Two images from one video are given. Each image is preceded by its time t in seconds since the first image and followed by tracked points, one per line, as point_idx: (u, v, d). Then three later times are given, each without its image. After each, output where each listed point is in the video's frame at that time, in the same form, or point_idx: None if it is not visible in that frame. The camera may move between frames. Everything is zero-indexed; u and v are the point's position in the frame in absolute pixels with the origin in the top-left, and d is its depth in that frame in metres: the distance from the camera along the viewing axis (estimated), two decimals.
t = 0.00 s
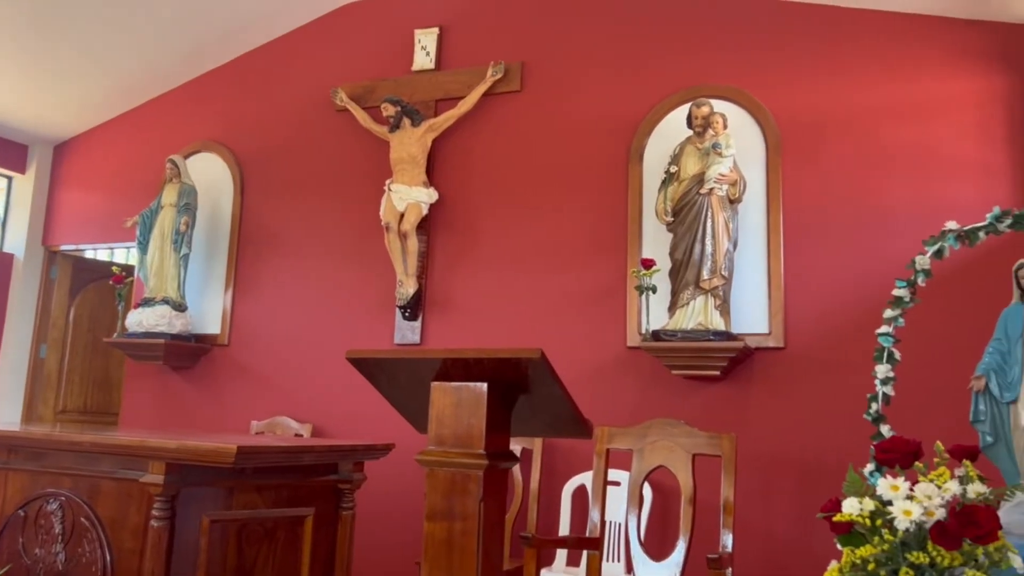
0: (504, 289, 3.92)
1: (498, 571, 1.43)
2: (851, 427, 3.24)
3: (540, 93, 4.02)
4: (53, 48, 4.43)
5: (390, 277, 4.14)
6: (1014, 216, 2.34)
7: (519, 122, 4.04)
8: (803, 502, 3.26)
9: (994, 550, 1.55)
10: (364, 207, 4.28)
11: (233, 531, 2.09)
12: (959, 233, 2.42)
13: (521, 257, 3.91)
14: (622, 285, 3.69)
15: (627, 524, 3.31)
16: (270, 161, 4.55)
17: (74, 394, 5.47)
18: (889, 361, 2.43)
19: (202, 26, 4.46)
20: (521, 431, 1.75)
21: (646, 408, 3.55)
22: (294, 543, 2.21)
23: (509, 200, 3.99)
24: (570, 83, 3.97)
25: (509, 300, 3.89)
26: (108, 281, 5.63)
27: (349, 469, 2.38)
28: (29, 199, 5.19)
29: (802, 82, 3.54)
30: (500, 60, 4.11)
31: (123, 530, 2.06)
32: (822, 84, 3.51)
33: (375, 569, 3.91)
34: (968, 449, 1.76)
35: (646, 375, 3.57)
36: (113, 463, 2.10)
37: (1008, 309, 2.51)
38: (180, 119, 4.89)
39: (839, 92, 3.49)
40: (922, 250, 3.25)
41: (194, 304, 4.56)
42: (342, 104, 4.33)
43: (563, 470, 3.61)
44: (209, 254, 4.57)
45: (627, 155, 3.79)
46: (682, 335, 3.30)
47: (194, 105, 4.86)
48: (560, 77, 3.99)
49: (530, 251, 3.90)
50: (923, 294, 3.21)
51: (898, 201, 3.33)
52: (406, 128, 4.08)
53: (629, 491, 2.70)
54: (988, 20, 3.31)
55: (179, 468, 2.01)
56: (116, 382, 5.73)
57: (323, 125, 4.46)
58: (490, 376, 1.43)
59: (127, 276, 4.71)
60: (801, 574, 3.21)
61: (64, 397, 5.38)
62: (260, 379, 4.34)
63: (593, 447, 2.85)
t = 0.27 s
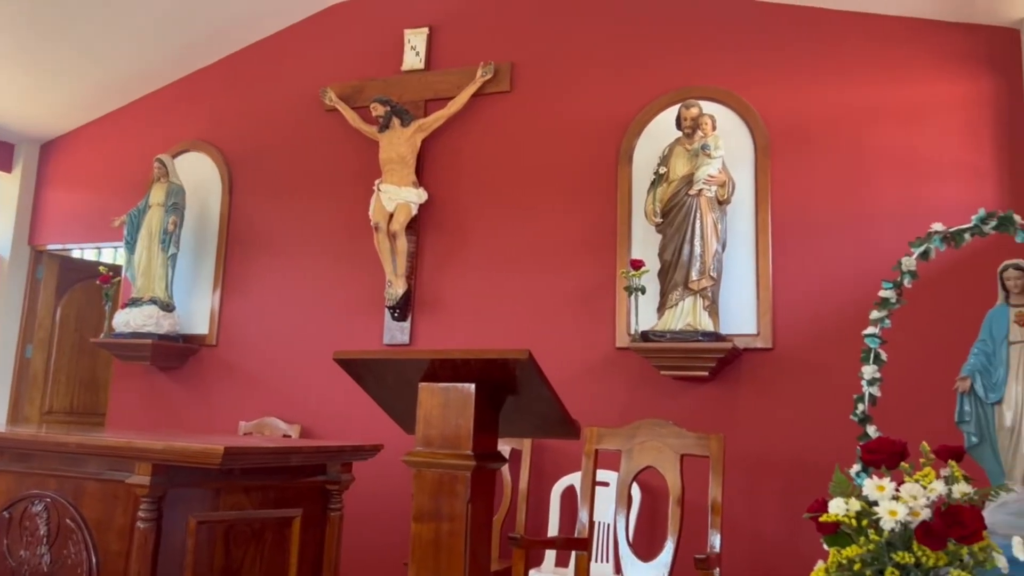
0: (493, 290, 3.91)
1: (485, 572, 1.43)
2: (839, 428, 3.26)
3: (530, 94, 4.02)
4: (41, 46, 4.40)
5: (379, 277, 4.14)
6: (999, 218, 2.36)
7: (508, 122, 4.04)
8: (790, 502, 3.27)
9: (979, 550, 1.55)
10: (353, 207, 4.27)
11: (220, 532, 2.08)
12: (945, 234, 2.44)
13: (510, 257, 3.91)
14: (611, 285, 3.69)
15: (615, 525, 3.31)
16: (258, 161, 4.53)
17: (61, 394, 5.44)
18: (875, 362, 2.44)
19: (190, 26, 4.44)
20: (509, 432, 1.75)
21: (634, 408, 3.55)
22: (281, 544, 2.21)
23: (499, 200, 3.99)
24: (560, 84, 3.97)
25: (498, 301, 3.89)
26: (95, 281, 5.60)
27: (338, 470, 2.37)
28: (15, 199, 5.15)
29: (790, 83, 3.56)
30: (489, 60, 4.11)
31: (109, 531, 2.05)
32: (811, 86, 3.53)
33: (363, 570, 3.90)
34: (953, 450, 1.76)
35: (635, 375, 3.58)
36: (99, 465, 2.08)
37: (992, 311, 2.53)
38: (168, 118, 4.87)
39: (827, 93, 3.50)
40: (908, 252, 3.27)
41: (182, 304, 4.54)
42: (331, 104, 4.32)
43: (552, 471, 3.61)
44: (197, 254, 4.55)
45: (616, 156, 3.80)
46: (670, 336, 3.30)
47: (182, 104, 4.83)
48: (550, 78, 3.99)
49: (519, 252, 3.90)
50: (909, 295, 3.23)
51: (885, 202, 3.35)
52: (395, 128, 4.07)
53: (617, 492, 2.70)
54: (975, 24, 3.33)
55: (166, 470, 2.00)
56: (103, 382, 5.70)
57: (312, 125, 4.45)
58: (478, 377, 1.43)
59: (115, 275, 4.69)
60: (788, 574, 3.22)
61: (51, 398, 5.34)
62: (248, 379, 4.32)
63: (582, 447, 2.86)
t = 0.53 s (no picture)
0: (483, 290, 3.91)
1: (473, 573, 1.43)
2: (826, 429, 3.27)
3: (520, 94, 4.02)
4: (28, 44, 4.37)
5: (368, 278, 4.13)
6: (984, 220, 2.37)
7: (498, 123, 4.04)
8: (778, 503, 3.28)
9: (964, 550, 1.56)
10: (343, 207, 4.26)
11: (207, 533, 2.08)
12: (931, 236, 2.46)
13: (500, 258, 3.91)
14: (600, 286, 3.70)
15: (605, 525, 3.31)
16: (247, 161, 4.51)
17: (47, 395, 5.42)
18: (862, 363, 2.46)
19: (177, 26, 4.42)
20: (498, 432, 1.75)
21: (624, 409, 3.56)
22: (269, 545, 2.20)
23: (488, 201, 3.99)
24: (550, 85, 3.98)
25: (488, 301, 3.89)
26: (82, 282, 5.58)
27: (326, 471, 2.36)
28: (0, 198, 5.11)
29: (779, 86, 3.57)
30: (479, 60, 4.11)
31: (94, 533, 2.04)
32: (799, 88, 3.54)
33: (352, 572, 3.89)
34: (940, 450, 1.77)
35: (624, 376, 3.58)
36: (86, 466, 2.07)
37: (977, 311, 2.55)
38: (156, 118, 4.84)
39: (816, 95, 3.51)
40: (896, 253, 3.29)
41: (170, 304, 4.52)
42: (321, 104, 4.31)
43: (542, 471, 3.61)
44: (185, 253, 4.52)
45: (606, 157, 3.80)
46: (660, 337, 3.31)
47: (170, 104, 4.81)
48: (540, 78, 4.00)
49: (509, 253, 3.90)
50: (897, 296, 3.25)
51: (872, 203, 3.37)
52: (385, 128, 4.06)
53: (606, 492, 2.70)
54: (963, 27, 3.35)
55: (153, 471, 1.99)
56: (89, 381, 5.72)
57: (301, 125, 4.43)
58: (466, 378, 1.43)
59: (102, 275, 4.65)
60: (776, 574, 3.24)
61: (38, 399, 5.32)
62: (236, 380, 4.30)
63: (571, 447, 2.86)
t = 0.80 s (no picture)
0: (468, 291, 3.91)
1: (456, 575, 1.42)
2: (808, 429, 3.29)
3: (506, 95, 4.02)
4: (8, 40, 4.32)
5: (353, 278, 4.11)
6: (963, 222, 2.39)
7: (483, 124, 4.04)
8: (761, 503, 3.30)
9: (943, 550, 1.57)
10: (327, 208, 4.24)
11: (188, 535, 2.06)
12: (911, 238, 2.48)
13: (485, 259, 3.91)
14: (585, 287, 3.70)
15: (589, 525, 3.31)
16: (231, 160, 4.49)
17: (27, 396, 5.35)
18: (844, 364, 2.47)
19: (159, 24, 4.39)
20: (482, 434, 1.75)
21: (608, 410, 3.56)
22: (251, 547, 2.19)
23: (474, 201, 3.98)
24: (535, 86, 3.98)
25: (473, 302, 3.89)
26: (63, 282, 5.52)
27: (309, 472, 2.35)
28: None
29: (763, 88, 3.59)
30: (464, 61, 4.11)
31: (74, 535, 2.02)
32: (783, 90, 3.56)
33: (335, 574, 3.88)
34: (920, 450, 1.79)
35: (609, 377, 3.59)
36: (65, 468, 2.06)
37: (956, 313, 2.57)
38: (139, 116, 4.80)
39: (800, 98, 3.53)
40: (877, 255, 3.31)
41: (153, 304, 4.48)
42: (306, 103, 4.30)
43: (527, 472, 3.61)
44: (168, 253, 4.49)
45: (592, 158, 3.81)
46: (644, 338, 3.32)
47: (152, 103, 4.78)
48: (526, 79, 4.00)
49: (494, 254, 3.90)
50: (878, 298, 3.27)
51: (855, 206, 3.39)
52: (370, 128, 4.05)
53: (590, 492, 2.71)
54: (945, 31, 3.38)
55: (134, 473, 1.98)
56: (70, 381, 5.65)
57: (286, 125, 4.41)
58: (449, 379, 1.43)
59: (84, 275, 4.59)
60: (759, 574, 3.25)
61: (18, 399, 5.25)
62: (219, 380, 4.28)
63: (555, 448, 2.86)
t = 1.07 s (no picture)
0: (451, 292, 3.91)
1: None
2: (789, 431, 3.32)
3: (490, 96, 4.02)
4: None
5: (336, 279, 4.10)
6: (942, 225, 2.41)
7: (468, 125, 4.04)
8: (742, 504, 3.32)
9: (921, 550, 1.59)
10: (311, 208, 4.23)
11: (168, 537, 2.05)
12: (891, 240, 2.50)
13: (469, 259, 3.91)
14: (568, 289, 3.71)
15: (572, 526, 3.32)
16: (213, 159, 4.46)
17: None
18: (824, 365, 2.49)
19: (142, 23, 4.36)
20: (464, 435, 1.75)
21: (591, 411, 3.57)
22: (231, 549, 2.18)
23: (457, 202, 3.98)
24: (520, 87, 3.98)
25: (456, 303, 3.89)
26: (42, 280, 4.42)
27: (291, 474, 2.34)
28: None
29: (745, 91, 3.61)
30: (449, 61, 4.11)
31: (52, 537, 2.00)
32: (766, 93, 3.58)
33: None
34: (899, 451, 1.81)
35: (592, 378, 3.60)
36: (43, 469, 2.04)
37: (935, 315, 2.59)
38: (120, 115, 4.76)
39: (782, 101, 3.56)
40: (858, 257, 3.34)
41: (134, 305, 4.45)
42: (289, 103, 4.28)
43: (510, 474, 3.61)
44: (149, 254, 4.46)
45: (576, 160, 3.82)
46: (627, 339, 3.33)
47: (133, 101, 4.74)
48: (510, 81, 4.00)
49: (477, 255, 3.90)
50: (859, 299, 3.30)
51: (837, 208, 3.42)
52: (353, 129, 4.04)
53: (573, 493, 2.71)
54: (925, 36, 3.41)
55: (112, 475, 1.96)
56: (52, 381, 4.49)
57: (269, 124, 4.39)
58: (432, 380, 1.43)
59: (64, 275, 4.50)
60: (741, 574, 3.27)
61: None
62: (201, 382, 4.25)
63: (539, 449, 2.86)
